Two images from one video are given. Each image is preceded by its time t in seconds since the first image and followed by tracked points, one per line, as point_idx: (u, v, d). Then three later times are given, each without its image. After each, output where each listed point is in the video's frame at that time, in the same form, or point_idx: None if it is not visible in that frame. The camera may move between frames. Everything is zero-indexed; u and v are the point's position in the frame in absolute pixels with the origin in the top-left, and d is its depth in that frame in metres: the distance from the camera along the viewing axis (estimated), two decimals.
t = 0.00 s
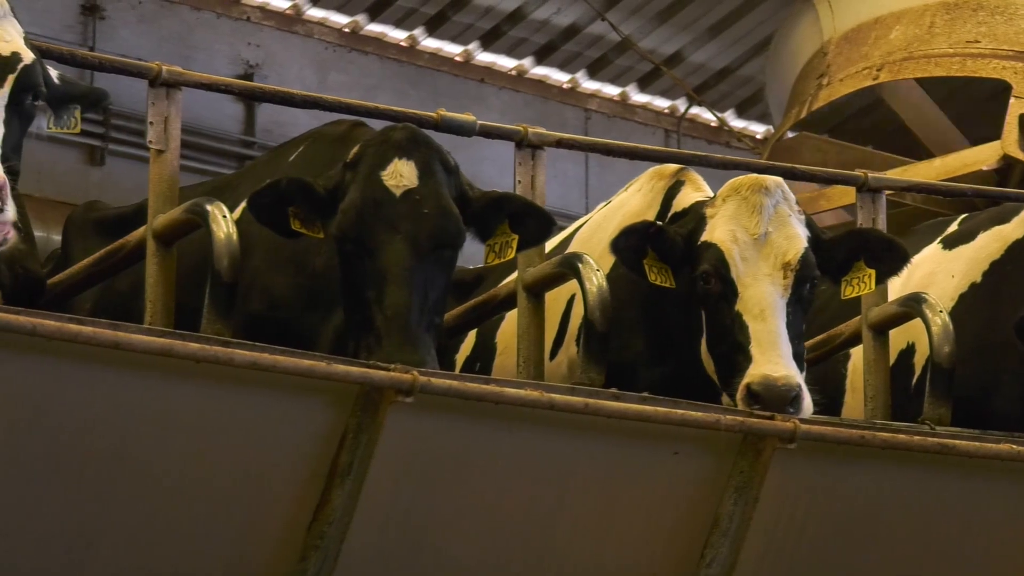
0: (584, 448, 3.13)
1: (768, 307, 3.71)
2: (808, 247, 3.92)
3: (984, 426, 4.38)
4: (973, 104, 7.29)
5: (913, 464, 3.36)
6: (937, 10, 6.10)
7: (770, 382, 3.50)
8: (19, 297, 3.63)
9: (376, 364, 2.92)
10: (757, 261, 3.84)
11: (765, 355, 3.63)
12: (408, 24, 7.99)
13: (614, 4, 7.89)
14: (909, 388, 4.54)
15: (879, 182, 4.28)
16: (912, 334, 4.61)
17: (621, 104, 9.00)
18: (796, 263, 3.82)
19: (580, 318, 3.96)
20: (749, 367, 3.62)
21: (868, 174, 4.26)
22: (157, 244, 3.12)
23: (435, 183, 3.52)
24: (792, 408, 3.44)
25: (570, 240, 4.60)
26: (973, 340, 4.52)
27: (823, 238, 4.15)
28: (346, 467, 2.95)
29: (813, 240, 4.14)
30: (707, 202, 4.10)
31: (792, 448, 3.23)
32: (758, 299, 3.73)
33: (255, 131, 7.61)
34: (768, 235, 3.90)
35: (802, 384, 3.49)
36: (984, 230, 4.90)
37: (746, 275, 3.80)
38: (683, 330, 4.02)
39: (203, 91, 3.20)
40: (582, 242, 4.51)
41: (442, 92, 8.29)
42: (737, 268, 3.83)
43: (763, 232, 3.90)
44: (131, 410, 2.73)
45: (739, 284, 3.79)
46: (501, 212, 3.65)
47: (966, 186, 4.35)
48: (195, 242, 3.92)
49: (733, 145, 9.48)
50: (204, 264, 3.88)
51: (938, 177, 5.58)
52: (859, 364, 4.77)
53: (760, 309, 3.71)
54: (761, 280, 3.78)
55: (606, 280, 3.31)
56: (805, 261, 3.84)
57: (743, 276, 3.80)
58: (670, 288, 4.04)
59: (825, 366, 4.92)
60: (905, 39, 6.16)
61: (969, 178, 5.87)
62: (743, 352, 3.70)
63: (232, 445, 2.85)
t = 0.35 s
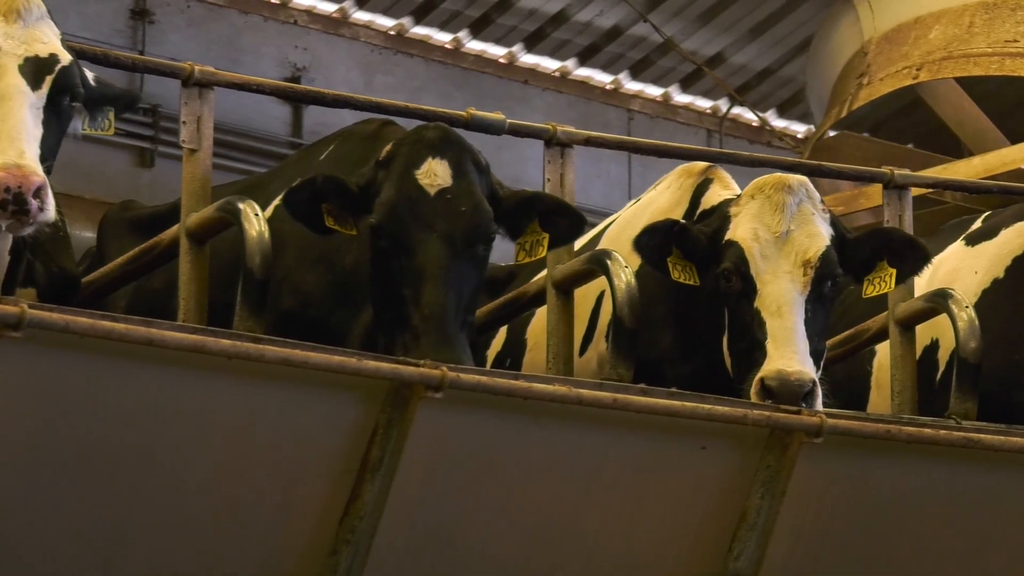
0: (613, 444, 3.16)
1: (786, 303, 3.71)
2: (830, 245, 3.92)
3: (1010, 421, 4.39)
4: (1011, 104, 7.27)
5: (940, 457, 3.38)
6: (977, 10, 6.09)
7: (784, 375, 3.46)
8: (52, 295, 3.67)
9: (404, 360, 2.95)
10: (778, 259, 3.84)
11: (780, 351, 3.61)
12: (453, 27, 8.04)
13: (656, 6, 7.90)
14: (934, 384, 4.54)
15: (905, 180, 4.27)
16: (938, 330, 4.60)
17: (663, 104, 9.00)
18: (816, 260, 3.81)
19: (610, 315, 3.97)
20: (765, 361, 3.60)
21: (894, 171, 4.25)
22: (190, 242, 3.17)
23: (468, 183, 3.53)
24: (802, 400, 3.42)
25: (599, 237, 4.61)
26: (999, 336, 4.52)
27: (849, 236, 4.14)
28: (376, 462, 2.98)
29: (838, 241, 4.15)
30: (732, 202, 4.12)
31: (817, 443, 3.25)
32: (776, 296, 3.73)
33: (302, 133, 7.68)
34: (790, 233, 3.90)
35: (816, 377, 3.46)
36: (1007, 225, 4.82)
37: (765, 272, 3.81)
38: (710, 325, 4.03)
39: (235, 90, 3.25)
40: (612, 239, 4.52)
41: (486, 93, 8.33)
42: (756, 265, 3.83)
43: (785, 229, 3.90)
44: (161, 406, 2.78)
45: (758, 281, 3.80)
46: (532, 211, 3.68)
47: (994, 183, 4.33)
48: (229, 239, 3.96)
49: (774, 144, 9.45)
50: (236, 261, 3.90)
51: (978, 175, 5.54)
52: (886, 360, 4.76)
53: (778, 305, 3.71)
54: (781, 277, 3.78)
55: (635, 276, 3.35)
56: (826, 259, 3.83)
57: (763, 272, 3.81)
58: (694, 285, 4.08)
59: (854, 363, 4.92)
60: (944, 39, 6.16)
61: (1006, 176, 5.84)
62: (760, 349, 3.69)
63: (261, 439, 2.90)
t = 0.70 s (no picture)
0: (645, 441, 3.19)
1: (798, 301, 3.77)
2: (845, 242, 3.99)
3: None
4: None
5: (971, 454, 3.40)
6: (1019, 11, 6.06)
7: (792, 374, 3.53)
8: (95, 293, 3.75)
9: (438, 357, 3.00)
10: (792, 257, 3.90)
11: (788, 350, 3.68)
12: (501, 30, 8.04)
13: (701, 9, 7.89)
14: (962, 380, 4.54)
15: (935, 179, 4.25)
16: (967, 326, 4.57)
17: (708, 106, 8.99)
18: (830, 259, 3.88)
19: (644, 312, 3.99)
20: (774, 358, 3.68)
21: (925, 170, 4.23)
22: (226, 242, 3.22)
23: (502, 183, 3.58)
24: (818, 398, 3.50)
25: (632, 236, 4.63)
26: None
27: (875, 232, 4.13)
28: (410, 458, 3.03)
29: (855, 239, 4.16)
30: (752, 200, 4.18)
31: (847, 438, 3.27)
32: (789, 294, 3.79)
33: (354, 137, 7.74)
34: (805, 231, 3.97)
35: (823, 375, 3.54)
36: None
37: (780, 270, 3.87)
38: (733, 323, 4.08)
39: (274, 92, 3.27)
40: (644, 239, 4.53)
41: (535, 96, 8.34)
42: (771, 262, 3.90)
43: (800, 228, 3.97)
44: (197, 405, 2.84)
45: (771, 278, 3.86)
46: (565, 209, 3.72)
47: None
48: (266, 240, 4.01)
49: (819, 145, 9.39)
50: (270, 263, 3.96)
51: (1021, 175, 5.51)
52: (913, 360, 4.75)
53: (789, 303, 3.77)
54: (795, 275, 3.84)
55: (667, 275, 3.36)
56: (840, 256, 3.90)
57: (776, 270, 3.87)
58: (716, 282, 4.11)
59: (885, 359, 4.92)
60: (987, 40, 6.14)
61: None
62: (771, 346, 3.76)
63: (295, 436, 2.95)
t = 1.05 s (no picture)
0: (693, 436, 3.22)
1: (835, 294, 3.79)
2: (880, 233, 4.01)
3: None
4: None
5: None
6: None
7: (830, 365, 3.58)
8: (148, 292, 3.89)
9: (487, 354, 3.05)
10: (828, 250, 3.93)
11: (826, 342, 3.71)
12: (564, 33, 8.08)
13: (761, 11, 7.93)
14: (1011, 373, 4.52)
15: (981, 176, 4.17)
16: (1015, 322, 4.58)
17: (768, 107, 8.93)
18: (866, 251, 3.91)
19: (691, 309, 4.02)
20: (811, 350, 3.70)
21: (970, 167, 4.14)
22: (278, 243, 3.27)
23: (549, 182, 3.61)
24: (849, 389, 3.54)
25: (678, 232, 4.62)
26: None
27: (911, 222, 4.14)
28: (460, 454, 3.09)
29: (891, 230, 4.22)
30: (788, 193, 4.21)
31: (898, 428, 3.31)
32: (826, 287, 3.81)
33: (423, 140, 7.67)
34: (841, 224, 3.99)
35: (861, 366, 3.58)
36: None
37: (816, 263, 3.89)
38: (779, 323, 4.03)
39: (324, 94, 3.31)
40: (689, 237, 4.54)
41: (597, 98, 8.29)
42: (807, 255, 3.92)
43: (836, 220, 4.00)
44: (249, 402, 2.92)
45: (808, 271, 3.89)
46: (611, 208, 3.76)
47: None
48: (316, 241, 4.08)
49: (878, 145, 9.33)
50: (322, 264, 4.03)
51: None
52: (959, 355, 4.75)
53: (827, 295, 3.79)
54: (832, 268, 3.87)
55: (715, 272, 3.38)
56: (876, 248, 3.92)
57: (813, 263, 3.89)
58: (749, 275, 4.10)
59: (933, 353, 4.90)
60: None
61: None
62: (807, 338, 3.78)
63: (346, 432, 3.02)
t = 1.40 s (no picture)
0: (735, 430, 3.27)
1: (875, 284, 3.84)
2: (919, 224, 4.03)
3: None
4: None
5: None
6: None
7: (873, 354, 3.62)
8: (199, 290, 4.00)
9: (532, 351, 3.10)
10: (868, 242, 3.96)
11: (867, 331, 3.75)
12: (623, 36, 8.06)
13: (818, 12, 7.89)
14: None
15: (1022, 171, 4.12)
16: None
17: (825, 107, 8.81)
18: (905, 242, 3.93)
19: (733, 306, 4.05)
20: (854, 339, 3.75)
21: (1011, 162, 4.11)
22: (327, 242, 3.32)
23: (593, 181, 3.65)
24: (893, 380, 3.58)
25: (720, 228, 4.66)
26: None
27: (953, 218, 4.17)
28: (506, 448, 3.14)
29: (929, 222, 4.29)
30: (827, 186, 4.23)
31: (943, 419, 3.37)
32: (867, 277, 3.86)
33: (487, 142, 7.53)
34: (879, 216, 4.03)
35: (905, 355, 3.62)
36: None
37: (855, 255, 3.93)
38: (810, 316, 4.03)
39: (371, 96, 3.35)
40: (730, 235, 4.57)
41: (654, 99, 8.24)
42: (846, 247, 3.96)
43: (875, 212, 4.03)
44: (298, 398, 2.97)
45: (848, 262, 3.92)
46: (655, 207, 3.80)
47: None
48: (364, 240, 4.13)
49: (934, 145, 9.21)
50: (370, 264, 4.07)
51: None
52: (998, 347, 4.83)
53: (867, 286, 3.84)
54: (871, 259, 3.90)
55: (758, 269, 3.43)
56: (915, 239, 3.95)
57: (853, 255, 3.93)
58: (789, 269, 4.12)
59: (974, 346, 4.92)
60: None
61: None
62: (849, 329, 3.82)
63: (395, 427, 3.07)
